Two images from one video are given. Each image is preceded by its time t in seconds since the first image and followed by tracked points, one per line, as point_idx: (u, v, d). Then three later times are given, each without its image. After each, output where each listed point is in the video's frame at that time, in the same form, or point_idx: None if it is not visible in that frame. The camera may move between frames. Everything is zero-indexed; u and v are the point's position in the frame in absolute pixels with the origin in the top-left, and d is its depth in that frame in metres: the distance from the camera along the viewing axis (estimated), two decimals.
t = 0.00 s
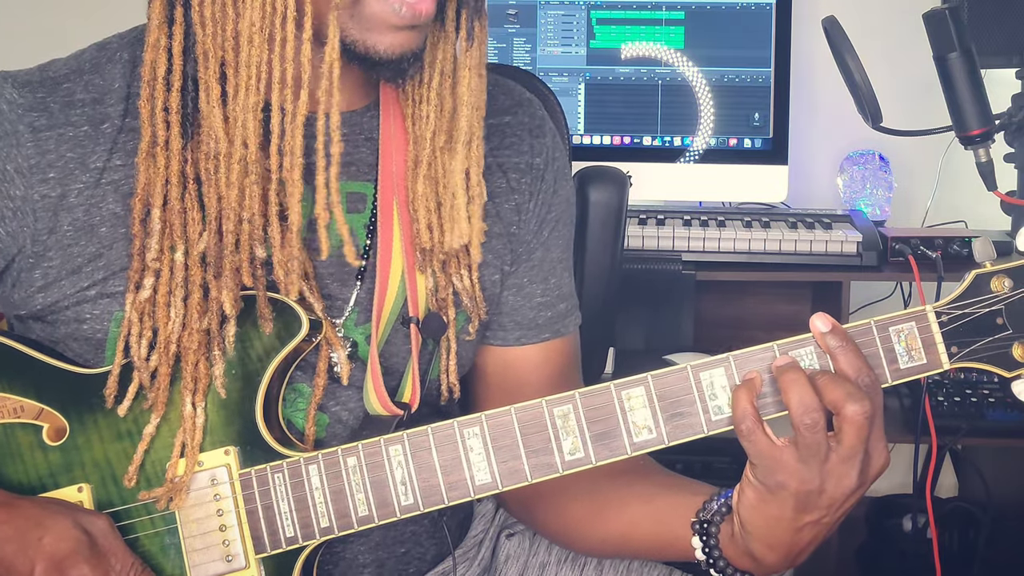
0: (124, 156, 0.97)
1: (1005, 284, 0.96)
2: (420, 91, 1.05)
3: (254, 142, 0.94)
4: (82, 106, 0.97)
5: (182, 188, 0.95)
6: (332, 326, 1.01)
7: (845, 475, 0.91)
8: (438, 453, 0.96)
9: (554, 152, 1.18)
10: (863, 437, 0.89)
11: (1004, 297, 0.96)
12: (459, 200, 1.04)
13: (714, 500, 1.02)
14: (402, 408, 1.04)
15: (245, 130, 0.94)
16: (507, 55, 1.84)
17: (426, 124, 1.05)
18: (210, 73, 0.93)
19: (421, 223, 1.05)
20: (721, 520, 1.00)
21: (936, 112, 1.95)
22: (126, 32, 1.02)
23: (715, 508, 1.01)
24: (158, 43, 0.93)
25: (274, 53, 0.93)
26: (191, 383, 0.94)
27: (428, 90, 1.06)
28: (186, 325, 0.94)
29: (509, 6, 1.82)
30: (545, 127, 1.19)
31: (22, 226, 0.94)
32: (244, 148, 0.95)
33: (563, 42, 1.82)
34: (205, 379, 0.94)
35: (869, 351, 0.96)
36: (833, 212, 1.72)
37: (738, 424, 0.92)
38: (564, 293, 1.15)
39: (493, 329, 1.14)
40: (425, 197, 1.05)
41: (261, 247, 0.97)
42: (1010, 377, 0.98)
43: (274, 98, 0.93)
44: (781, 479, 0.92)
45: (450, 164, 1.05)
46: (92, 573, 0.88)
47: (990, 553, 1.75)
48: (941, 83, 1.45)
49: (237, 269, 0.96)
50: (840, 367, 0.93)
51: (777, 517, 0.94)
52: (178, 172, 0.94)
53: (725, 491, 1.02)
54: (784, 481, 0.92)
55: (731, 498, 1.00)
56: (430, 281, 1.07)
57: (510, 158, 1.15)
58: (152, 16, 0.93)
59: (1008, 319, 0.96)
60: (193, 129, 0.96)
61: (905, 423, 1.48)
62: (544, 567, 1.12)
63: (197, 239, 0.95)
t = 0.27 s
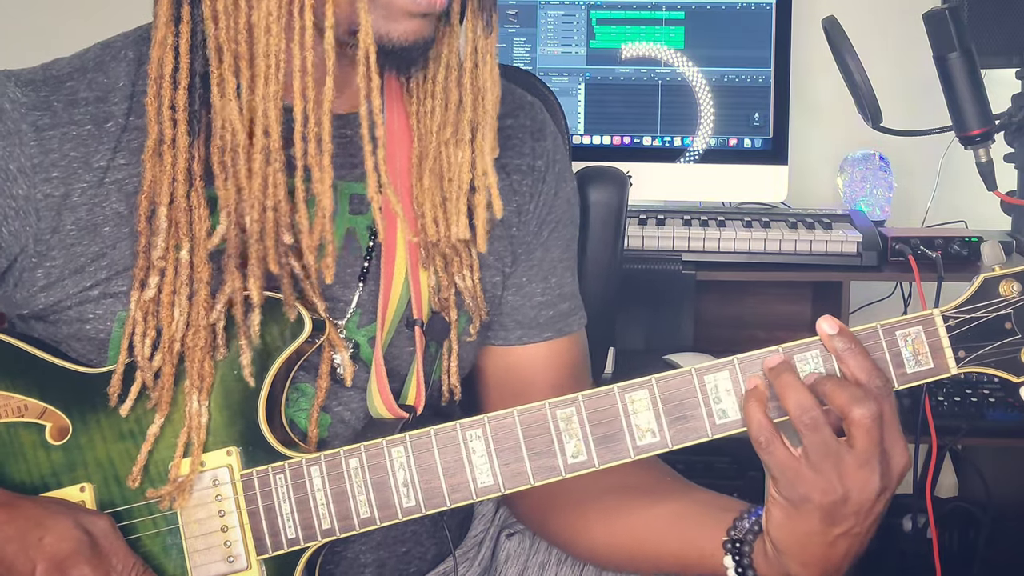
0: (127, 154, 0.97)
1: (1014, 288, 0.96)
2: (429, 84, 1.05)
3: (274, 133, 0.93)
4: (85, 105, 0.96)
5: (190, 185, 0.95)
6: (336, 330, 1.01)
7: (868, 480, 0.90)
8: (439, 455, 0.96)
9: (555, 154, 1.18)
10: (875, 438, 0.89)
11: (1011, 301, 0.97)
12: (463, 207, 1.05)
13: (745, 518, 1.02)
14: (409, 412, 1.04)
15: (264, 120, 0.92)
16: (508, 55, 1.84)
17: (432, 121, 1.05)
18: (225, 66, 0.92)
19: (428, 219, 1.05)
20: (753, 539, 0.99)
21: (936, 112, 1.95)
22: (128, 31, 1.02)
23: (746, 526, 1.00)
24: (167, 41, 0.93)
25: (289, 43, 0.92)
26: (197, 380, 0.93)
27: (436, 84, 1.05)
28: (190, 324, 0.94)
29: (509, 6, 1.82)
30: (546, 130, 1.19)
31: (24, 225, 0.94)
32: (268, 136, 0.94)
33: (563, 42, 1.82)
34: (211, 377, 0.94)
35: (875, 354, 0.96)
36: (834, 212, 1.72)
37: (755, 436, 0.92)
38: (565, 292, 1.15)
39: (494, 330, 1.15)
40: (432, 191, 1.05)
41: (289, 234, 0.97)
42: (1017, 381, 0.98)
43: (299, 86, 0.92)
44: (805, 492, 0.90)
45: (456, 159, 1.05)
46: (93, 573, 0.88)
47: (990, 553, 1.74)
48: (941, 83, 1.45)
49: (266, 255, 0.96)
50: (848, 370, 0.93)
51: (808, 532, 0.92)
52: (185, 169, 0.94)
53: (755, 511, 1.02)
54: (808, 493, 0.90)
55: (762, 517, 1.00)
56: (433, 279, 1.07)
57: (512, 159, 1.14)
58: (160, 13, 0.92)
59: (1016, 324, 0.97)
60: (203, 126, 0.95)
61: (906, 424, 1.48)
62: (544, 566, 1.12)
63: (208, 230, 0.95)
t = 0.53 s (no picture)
0: (128, 153, 0.97)
1: (1016, 289, 0.96)
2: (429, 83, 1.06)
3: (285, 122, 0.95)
4: (86, 103, 0.96)
5: (191, 179, 0.95)
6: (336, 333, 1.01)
7: (869, 483, 0.90)
8: (439, 456, 0.96)
9: (559, 159, 1.18)
10: (871, 440, 0.89)
11: (1013, 302, 0.96)
12: (466, 192, 1.04)
13: (752, 526, 1.00)
14: (411, 414, 1.04)
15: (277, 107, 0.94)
16: (508, 55, 1.84)
17: (433, 114, 1.07)
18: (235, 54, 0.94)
19: (429, 208, 1.05)
20: (760, 547, 0.98)
21: (936, 112, 1.95)
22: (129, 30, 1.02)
23: (753, 534, 0.98)
24: (168, 35, 0.93)
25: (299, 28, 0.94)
26: (200, 374, 0.93)
27: (435, 77, 1.06)
28: (192, 321, 0.94)
29: (509, 6, 1.82)
30: (549, 135, 1.19)
31: (25, 224, 0.94)
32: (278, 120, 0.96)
33: (563, 42, 1.82)
34: (214, 371, 0.94)
35: (876, 355, 0.96)
36: (834, 212, 1.72)
37: (757, 441, 0.92)
38: (568, 296, 1.15)
39: (497, 332, 1.14)
40: (433, 182, 1.06)
41: (302, 213, 0.99)
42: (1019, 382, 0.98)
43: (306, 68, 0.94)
44: (807, 498, 0.90)
45: (456, 155, 1.06)
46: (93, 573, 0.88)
47: (990, 553, 1.74)
48: (941, 83, 1.45)
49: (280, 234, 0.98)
50: (848, 371, 0.93)
51: (812, 538, 0.92)
52: (187, 164, 0.94)
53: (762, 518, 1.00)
54: (810, 498, 0.90)
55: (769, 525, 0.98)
56: (434, 276, 1.07)
57: (515, 164, 1.15)
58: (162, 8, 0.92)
59: (1017, 325, 0.97)
60: (205, 122, 0.95)
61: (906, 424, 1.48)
62: (544, 568, 1.13)
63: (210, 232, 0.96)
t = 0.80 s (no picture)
0: (129, 152, 0.97)
1: (1012, 286, 0.96)
2: (428, 79, 1.07)
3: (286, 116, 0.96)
4: (87, 102, 0.96)
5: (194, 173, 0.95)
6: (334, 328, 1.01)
7: (864, 481, 0.90)
8: (440, 454, 0.96)
9: (559, 161, 1.18)
10: (866, 437, 0.89)
11: (1009, 299, 0.96)
12: (468, 193, 1.06)
13: (745, 521, 1.01)
14: (410, 413, 1.04)
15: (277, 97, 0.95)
16: (508, 55, 1.84)
17: (433, 114, 1.07)
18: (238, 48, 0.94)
19: (431, 208, 1.06)
20: (754, 542, 0.98)
21: (936, 112, 1.95)
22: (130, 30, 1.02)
23: (746, 529, 0.99)
24: (173, 29, 0.93)
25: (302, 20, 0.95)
26: (201, 365, 0.93)
27: (435, 76, 1.07)
28: (193, 314, 0.93)
29: (509, 6, 1.82)
30: (549, 137, 1.19)
31: (26, 224, 0.94)
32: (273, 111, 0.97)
33: (563, 42, 1.82)
34: (214, 363, 0.94)
35: (873, 352, 0.96)
36: (834, 212, 1.72)
37: (754, 435, 0.92)
38: (567, 299, 1.15)
39: (495, 334, 1.15)
40: (435, 183, 1.06)
41: (290, 205, 0.98)
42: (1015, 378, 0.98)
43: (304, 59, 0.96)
44: (802, 494, 0.90)
45: (458, 154, 1.06)
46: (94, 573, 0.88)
47: (991, 552, 1.73)
48: (941, 83, 1.45)
49: (267, 224, 0.97)
50: (846, 368, 0.93)
51: (807, 535, 0.92)
52: (190, 158, 0.94)
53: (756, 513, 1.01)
54: (805, 494, 0.90)
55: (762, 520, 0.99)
56: (434, 276, 1.07)
57: (515, 166, 1.15)
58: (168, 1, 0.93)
59: (1013, 322, 0.97)
60: (209, 115, 0.95)
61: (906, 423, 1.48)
62: (544, 567, 1.12)
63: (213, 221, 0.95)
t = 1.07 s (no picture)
0: (130, 151, 0.97)
1: (1007, 283, 0.96)
2: (430, 79, 1.06)
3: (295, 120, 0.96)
4: (89, 102, 0.96)
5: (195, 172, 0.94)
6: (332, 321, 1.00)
7: (859, 477, 0.90)
8: (440, 452, 0.96)
9: (560, 160, 1.18)
10: (862, 433, 0.89)
11: (1005, 296, 0.96)
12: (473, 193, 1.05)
13: (739, 514, 1.01)
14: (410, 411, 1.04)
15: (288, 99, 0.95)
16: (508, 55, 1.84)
17: (434, 114, 1.06)
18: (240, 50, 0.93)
19: (432, 209, 1.04)
20: (747, 534, 0.99)
21: (935, 112, 1.95)
22: (132, 29, 1.02)
23: (740, 522, 1.00)
24: (176, 28, 0.92)
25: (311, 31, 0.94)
26: (201, 365, 0.93)
27: (437, 77, 1.06)
28: (194, 313, 0.94)
29: (509, 6, 1.82)
30: (550, 136, 1.19)
31: (28, 222, 0.94)
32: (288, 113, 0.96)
33: (563, 42, 1.82)
34: (216, 361, 0.94)
35: (871, 349, 0.96)
36: (833, 212, 1.72)
37: (750, 431, 0.92)
38: (567, 298, 1.16)
39: (495, 333, 1.15)
40: (437, 184, 1.05)
41: (312, 204, 0.99)
42: (1012, 375, 0.97)
43: (316, 61, 0.94)
44: (796, 490, 0.91)
45: (461, 155, 1.06)
46: (96, 571, 0.88)
47: (990, 552, 1.74)
48: (941, 82, 1.45)
49: (290, 228, 0.98)
50: (843, 366, 0.92)
51: (802, 530, 0.93)
52: (192, 157, 0.93)
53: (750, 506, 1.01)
54: (801, 491, 0.91)
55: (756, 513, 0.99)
56: (435, 276, 1.07)
57: (515, 165, 1.15)
58: None
59: (1010, 318, 0.96)
60: (212, 112, 0.95)
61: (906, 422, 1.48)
62: (544, 566, 1.12)
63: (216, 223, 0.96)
